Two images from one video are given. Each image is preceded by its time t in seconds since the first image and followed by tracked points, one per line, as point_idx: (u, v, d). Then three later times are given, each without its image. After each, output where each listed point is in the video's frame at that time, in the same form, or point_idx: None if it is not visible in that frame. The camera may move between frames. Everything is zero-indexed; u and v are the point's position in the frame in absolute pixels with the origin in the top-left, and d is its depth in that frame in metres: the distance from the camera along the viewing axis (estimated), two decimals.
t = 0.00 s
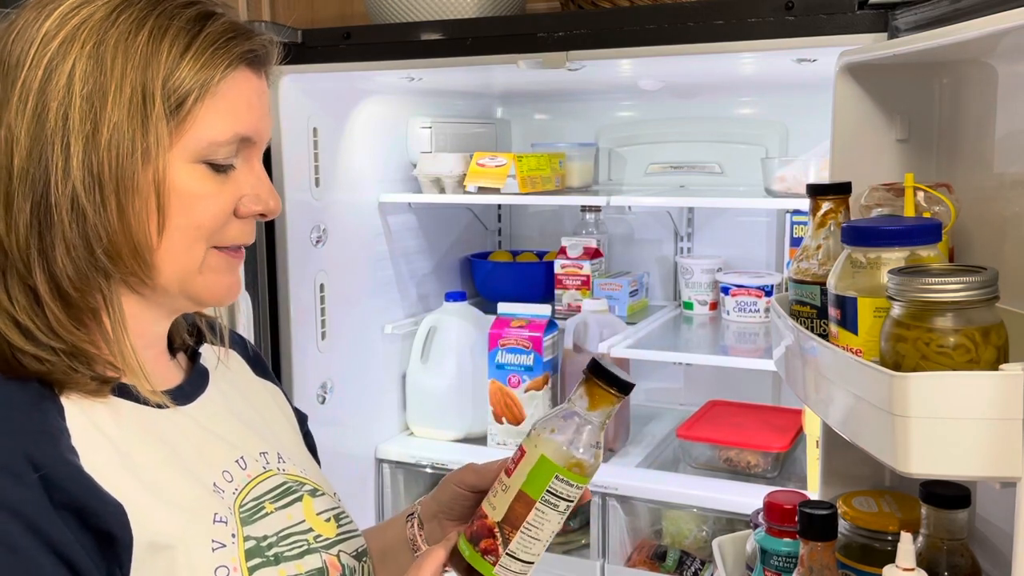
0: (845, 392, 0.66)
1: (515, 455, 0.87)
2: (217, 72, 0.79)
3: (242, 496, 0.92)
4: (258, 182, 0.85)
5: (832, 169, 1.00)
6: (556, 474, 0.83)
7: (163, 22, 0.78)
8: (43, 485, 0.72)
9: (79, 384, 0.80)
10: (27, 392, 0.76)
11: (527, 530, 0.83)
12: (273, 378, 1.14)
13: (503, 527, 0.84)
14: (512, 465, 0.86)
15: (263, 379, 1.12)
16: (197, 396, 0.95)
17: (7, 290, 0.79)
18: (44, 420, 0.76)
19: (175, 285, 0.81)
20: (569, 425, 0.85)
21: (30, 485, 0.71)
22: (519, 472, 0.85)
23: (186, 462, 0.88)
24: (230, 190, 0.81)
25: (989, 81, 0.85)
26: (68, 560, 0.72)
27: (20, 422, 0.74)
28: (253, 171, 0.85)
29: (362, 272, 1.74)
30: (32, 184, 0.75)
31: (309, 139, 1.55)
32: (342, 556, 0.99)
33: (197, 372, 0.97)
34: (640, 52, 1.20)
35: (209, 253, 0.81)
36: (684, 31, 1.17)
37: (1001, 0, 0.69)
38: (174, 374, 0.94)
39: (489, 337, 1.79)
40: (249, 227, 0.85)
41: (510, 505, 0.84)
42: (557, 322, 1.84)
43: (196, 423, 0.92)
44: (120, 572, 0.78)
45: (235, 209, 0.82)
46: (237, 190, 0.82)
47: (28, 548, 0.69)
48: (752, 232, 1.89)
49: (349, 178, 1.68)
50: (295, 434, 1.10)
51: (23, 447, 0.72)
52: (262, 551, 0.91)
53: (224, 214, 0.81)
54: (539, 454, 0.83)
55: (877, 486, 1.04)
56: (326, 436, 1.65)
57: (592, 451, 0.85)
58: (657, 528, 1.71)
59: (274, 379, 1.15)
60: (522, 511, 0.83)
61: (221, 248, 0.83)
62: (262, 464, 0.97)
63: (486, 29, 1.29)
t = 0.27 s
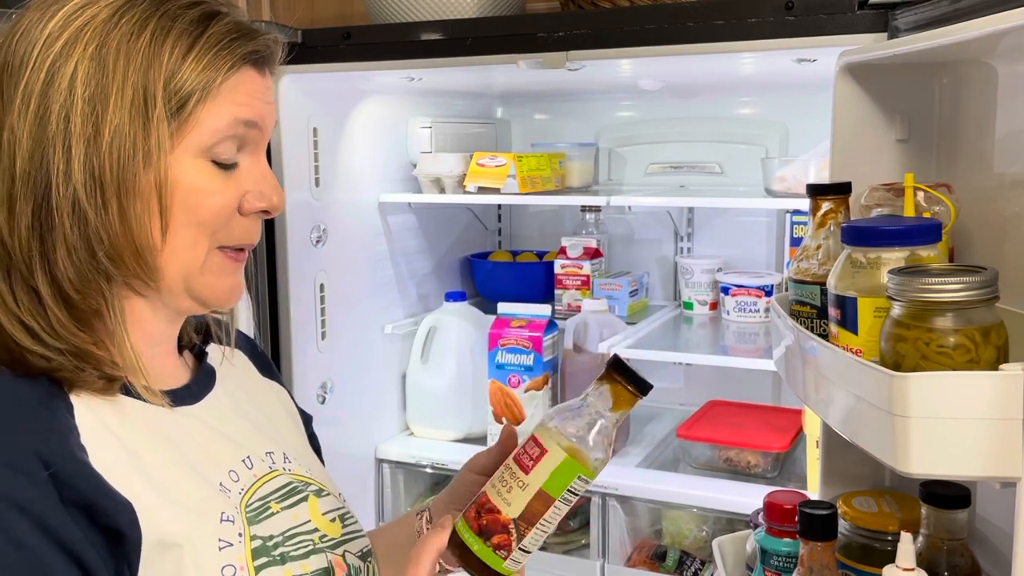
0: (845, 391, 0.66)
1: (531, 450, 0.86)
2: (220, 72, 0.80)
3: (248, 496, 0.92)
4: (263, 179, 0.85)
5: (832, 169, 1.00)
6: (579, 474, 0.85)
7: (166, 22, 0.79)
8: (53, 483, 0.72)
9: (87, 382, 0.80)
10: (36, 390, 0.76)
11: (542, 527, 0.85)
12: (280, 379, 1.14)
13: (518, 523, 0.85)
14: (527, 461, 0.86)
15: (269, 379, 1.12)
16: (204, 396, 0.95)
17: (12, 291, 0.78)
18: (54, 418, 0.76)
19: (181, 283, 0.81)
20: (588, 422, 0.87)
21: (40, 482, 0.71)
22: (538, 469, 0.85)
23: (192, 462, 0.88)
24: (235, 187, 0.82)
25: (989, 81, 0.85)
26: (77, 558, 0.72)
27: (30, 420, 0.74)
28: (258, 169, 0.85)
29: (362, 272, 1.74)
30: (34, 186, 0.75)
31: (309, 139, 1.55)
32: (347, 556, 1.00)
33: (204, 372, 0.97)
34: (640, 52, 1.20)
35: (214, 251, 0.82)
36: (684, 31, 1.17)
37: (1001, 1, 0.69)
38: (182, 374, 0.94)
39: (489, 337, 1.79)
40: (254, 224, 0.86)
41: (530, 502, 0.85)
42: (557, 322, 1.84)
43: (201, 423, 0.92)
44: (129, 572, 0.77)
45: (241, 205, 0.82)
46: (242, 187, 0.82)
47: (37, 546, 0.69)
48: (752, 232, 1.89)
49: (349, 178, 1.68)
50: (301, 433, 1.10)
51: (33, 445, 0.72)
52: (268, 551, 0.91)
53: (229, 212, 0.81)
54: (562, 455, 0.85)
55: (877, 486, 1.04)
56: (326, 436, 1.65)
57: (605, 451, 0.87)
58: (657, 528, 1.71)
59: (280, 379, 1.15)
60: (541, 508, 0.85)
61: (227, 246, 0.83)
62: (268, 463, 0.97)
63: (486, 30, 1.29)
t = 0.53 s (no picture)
0: (845, 391, 0.66)
1: (499, 432, 0.78)
2: (187, 65, 0.78)
3: (258, 495, 0.92)
4: (251, 167, 0.83)
5: (832, 169, 1.00)
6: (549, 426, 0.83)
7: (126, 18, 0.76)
8: (69, 476, 0.72)
9: (100, 376, 0.80)
10: (55, 385, 0.77)
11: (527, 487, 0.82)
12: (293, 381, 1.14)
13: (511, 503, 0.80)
14: (498, 445, 0.78)
15: (281, 379, 1.12)
16: (217, 395, 0.94)
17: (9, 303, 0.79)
18: (70, 412, 0.76)
19: (182, 280, 0.81)
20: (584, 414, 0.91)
21: (56, 476, 0.71)
22: (514, 449, 0.78)
23: (204, 460, 0.88)
24: (219, 180, 0.80)
25: (989, 81, 0.85)
26: (91, 553, 0.72)
27: (47, 414, 0.74)
28: (245, 157, 0.83)
29: (362, 272, 1.75)
30: (19, 202, 0.76)
31: (309, 139, 1.55)
32: (355, 558, 1.01)
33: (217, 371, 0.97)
34: (640, 52, 1.20)
35: (212, 245, 0.81)
36: (684, 31, 1.17)
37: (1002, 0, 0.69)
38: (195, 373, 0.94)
39: (489, 337, 1.79)
40: (250, 214, 0.85)
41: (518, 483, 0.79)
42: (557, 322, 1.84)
43: (214, 421, 0.92)
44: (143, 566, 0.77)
45: (231, 197, 0.82)
46: (228, 179, 0.81)
47: (51, 539, 0.69)
48: (751, 232, 1.89)
49: (349, 177, 1.68)
50: (312, 435, 1.10)
51: (50, 438, 0.72)
52: (276, 550, 0.91)
53: (216, 205, 0.80)
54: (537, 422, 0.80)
55: (877, 486, 1.04)
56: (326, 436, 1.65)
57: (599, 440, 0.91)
58: (657, 528, 1.71)
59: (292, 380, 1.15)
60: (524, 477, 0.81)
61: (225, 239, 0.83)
62: (278, 464, 0.97)
63: (487, 30, 1.29)
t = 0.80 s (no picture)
0: (845, 392, 0.66)
1: (477, 427, 0.77)
2: (137, 63, 0.75)
3: (263, 496, 0.92)
4: (223, 164, 0.80)
5: (832, 169, 1.00)
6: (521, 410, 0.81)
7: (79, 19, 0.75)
8: (68, 473, 0.72)
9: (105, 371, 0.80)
10: (58, 384, 0.77)
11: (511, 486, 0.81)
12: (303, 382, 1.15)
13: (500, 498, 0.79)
14: (477, 439, 0.77)
15: (291, 380, 1.13)
16: (226, 395, 0.95)
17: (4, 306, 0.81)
18: (72, 410, 0.76)
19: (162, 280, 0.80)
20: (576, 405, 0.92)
21: (56, 473, 0.71)
22: (494, 443, 0.77)
23: (209, 459, 0.88)
24: (184, 181, 0.78)
25: (989, 81, 0.85)
26: (89, 550, 0.72)
27: (48, 412, 0.74)
28: (217, 155, 0.80)
29: (362, 272, 1.75)
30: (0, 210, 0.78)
31: (309, 139, 1.55)
32: (359, 561, 0.99)
33: (226, 371, 0.98)
34: (640, 52, 1.20)
35: (188, 245, 0.79)
36: (684, 31, 1.17)
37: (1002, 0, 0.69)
38: (202, 372, 0.94)
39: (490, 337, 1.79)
40: (231, 213, 0.81)
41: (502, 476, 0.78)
42: (557, 322, 1.84)
43: (224, 420, 0.92)
44: (142, 565, 0.77)
45: (204, 199, 0.79)
46: (195, 179, 0.78)
47: (49, 536, 0.69)
48: (751, 232, 1.89)
49: (349, 177, 1.68)
50: (319, 436, 1.10)
51: (50, 436, 0.72)
52: (279, 550, 0.91)
53: (184, 207, 0.77)
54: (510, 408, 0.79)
55: (877, 486, 1.04)
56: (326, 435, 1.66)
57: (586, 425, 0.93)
58: (657, 528, 1.71)
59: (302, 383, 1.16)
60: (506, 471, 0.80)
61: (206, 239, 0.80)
62: (284, 465, 0.97)
63: (487, 30, 1.29)
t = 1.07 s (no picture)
0: (845, 391, 0.66)
1: (489, 434, 0.77)
2: (134, 70, 0.75)
3: (264, 494, 0.92)
4: (220, 174, 0.80)
5: (832, 169, 1.00)
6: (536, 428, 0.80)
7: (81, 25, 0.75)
8: (66, 471, 0.72)
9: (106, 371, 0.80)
10: (58, 382, 0.77)
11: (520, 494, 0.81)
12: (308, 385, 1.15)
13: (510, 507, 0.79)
14: (489, 446, 0.77)
15: (296, 382, 1.13)
16: (229, 395, 0.95)
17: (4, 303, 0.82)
18: (71, 408, 0.76)
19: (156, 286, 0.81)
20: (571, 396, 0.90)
21: (54, 471, 0.71)
22: (505, 451, 0.77)
23: (209, 458, 0.88)
24: (180, 189, 0.78)
25: (989, 81, 0.85)
26: (86, 548, 0.71)
27: (47, 411, 0.74)
28: (215, 164, 0.80)
29: (362, 272, 1.75)
30: None
31: (309, 139, 1.55)
32: (361, 561, 0.99)
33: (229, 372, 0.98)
34: (640, 52, 1.21)
35: (183, 253, 0.80)
36: (684, 31, 1.18)
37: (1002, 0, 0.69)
38: (205, 372, 0.95)
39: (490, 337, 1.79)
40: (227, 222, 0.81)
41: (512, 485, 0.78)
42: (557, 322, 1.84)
43: (224, 420, 0.92)
44: (138, 563, 0.77)
45: (198, 209, 0.79)
46: (190, 188, 0.78)
47: (46, 534, 0.69)
48: (751, 232, 1.89)
49: (349, 178, 1.68)
50: (321, 436, 1.10)
51: (47, 434, 0.72)
52: (278, 549, 0.91)
53: (178, 215, 0.78)
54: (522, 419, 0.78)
55: (877, 486, 1.04)
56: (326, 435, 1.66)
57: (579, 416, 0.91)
58: (657, 528, 1.71)
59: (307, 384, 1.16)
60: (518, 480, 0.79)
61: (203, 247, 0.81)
62: (286, 465, 0.97)
63: (487, 30, 1.29)
